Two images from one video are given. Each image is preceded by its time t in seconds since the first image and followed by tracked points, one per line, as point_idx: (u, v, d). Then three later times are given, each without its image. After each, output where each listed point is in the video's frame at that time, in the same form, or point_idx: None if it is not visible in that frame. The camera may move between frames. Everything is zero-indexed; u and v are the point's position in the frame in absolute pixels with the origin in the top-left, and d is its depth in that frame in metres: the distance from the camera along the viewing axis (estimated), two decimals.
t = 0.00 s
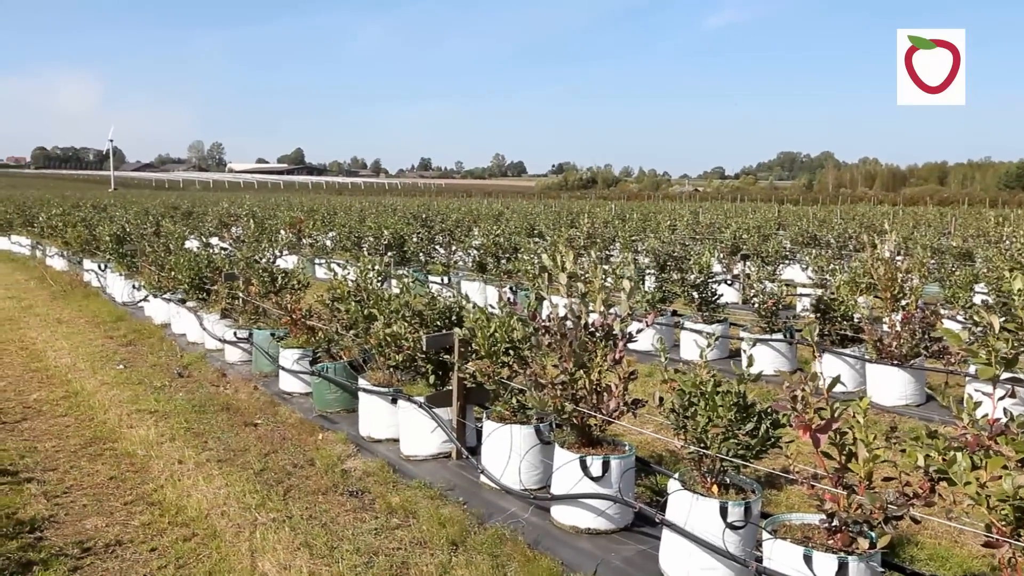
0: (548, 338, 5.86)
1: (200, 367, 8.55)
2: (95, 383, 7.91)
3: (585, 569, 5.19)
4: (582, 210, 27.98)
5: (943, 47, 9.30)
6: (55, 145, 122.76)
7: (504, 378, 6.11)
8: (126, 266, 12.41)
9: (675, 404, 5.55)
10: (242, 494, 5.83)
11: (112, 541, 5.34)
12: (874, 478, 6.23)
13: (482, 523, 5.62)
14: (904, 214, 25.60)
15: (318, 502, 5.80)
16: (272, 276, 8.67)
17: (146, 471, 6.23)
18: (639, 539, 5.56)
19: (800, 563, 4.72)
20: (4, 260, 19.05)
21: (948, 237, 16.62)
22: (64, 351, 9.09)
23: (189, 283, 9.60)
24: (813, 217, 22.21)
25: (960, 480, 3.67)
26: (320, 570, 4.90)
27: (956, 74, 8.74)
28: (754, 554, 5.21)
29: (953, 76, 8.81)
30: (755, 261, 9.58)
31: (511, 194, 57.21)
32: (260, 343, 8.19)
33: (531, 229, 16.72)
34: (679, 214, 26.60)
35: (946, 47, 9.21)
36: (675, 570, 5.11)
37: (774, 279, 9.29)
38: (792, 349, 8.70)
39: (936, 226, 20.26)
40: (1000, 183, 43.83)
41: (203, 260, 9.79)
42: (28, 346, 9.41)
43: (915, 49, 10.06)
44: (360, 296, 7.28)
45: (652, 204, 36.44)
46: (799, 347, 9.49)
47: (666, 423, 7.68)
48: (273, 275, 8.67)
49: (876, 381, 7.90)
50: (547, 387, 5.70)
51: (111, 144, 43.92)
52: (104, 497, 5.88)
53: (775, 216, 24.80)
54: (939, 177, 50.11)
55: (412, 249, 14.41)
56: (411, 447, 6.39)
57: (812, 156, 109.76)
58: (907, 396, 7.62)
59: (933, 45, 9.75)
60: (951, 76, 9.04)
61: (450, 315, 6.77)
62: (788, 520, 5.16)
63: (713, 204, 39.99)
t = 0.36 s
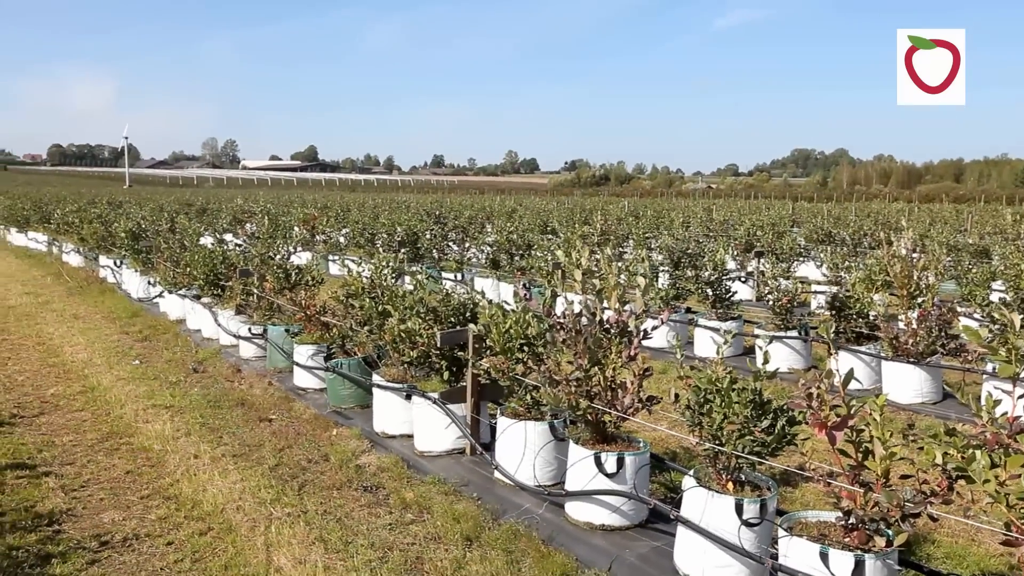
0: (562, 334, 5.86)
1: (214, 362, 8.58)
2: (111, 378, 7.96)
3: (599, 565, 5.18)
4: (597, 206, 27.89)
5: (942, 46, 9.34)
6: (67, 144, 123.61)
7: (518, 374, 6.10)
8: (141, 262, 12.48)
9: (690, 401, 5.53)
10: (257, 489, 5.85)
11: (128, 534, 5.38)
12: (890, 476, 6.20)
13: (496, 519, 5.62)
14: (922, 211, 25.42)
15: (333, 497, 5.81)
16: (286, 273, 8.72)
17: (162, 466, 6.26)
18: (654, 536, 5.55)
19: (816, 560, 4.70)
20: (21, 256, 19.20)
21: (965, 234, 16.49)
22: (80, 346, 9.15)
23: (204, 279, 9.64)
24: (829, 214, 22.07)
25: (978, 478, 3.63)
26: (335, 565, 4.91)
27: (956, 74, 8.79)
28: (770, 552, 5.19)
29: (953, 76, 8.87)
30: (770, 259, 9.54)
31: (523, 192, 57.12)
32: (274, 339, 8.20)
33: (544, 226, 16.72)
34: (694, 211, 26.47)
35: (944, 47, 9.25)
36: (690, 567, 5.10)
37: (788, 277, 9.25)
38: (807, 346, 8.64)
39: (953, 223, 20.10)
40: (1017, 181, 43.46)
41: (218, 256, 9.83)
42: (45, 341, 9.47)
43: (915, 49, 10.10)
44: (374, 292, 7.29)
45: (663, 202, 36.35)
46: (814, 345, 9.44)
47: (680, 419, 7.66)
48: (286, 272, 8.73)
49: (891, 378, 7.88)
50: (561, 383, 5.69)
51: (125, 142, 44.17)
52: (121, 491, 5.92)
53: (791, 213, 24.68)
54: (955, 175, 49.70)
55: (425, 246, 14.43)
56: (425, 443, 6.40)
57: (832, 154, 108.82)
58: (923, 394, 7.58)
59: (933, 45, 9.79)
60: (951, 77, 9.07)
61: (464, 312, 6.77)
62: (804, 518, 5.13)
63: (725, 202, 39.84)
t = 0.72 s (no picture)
0: (578, 330, 5.85)
1: (230, 356, 8.61)
2: (127, 372, 8.00)
3: (614, 562, 5.17)
4: (611, 202, 27.79)
5: (944, 47, 9.27)
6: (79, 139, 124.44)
7: (534, 370, 6.08)
8: (157, 256, 12.54)
9: (707, 397, 5.51)
10: (272, 483, 5.87)
11: (145, 527, 5.40)
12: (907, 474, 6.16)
13: (511, 515, 5.61)
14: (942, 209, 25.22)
15: (347, 491, 5.82)
16: (302, 267, 8.72)
17: (178, 459, 6.28)
18: (668, 533, 5.53)
19: (833, 558, 4.68)
20: (39, 250, 19.33)
21: (983, 232, 16.36)
22: (97, 340, 9.20)
23: (219, 274, 9.66)
24: (844, 211, 21.92)
25: (999, 478, 3.59)
26: (350, 559, 4.92)
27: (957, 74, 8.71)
28: (786, 550, 5.17)
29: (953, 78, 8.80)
30: (785, 255, 9.50)
31: (535, 188, 57.03)
32: (290, 333, 8.24)
33: (558, 222, 16.69)
34: (709, 206, 26.35)
35: (944, 47, 9.30)
36: (705, 564, 5.08)
37: (804, 274, 9.20)
38: (823, 344, 8.63)
39: (970, 220, 19.93)
40: None
41: (233, 251, 9.85)
42: (62, 334, 9.53)
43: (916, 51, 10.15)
44: (389, 287, 7.30)
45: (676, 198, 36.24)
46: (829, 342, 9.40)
47: (695, 416, 7.64)
48: (302, 266, 8.73)
49: (908, 376, 7.83)
50: (577, 379, 5.68)
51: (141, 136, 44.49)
52: (137, 484, 5.95)
53: (807, 209, 24.53)
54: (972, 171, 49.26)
55: (439, 241, 14.42)
56: (440, 438, 6.40)
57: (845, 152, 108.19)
58: (940, 392, 7.53)
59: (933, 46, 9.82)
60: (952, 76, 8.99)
61: (479, 307, 6.76)
62: (821, 516, 5.11)
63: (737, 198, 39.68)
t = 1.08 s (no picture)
0: (595, 331, 5.83)
1: (247, 355, 8.63)
2: (145, 369, 8.04)
3: (631, 564, 5.15)
4: (628, 203, 27.72)
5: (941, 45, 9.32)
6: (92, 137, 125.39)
7: (550, 371, 6.08)
8: (175, 255, 12.59)
9: (725, 400, 5.49)
10: (289, 481, 5.87)
11: (163, 524, 5.42)
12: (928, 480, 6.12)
13: (527, 516, 5.60)
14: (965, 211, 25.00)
15: (364, 491, 5.83)
16: (319, 266, 8.66)
17: (195, 457, 6.30)
18: (686, 535, 5.51)
19: (853, 563, 4.65)
20: (58, 247, 19.48)
21: (1005, 235, 16.22)
22: (115, 337, 9.25)
23: (237, 272, 9.68)
24: (864, 213, 21.78)
25: None
26: (366, 558, 4.92)
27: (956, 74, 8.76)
28: (804, 554, 5.14)
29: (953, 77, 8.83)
30: (802, 257, 9.45)
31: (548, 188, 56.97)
32: (306, 332, 8.23)
33: (574, 222, 16.68)
34: (726, 208, 26.24)
35: (944, 47, 9.35)
36: (723, 567, 5.06)
37: (822, 276, 9.15)
38: (841, 347, 8.57)
39: (990, 222, 19.77)
40: None
41: (251, 249, 9.87)
42: (81, 331, 9.59)
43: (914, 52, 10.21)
44: (406, 287, 7.30)
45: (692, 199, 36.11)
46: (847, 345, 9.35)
47: (712, 419, 7.62)
48: (319, 265, 8.66)
49: (927, 380, 7.86)
50: (594, 380, 5.66)
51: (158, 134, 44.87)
52: (155, 481, 5.97)
53: (825, 210, 24.41)
54: (991, 174, 48.86)
55: (456, 241, 14.44)
56: (456, 439, 6.40)
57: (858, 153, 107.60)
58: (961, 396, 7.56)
59: (931, 46, 9.90)
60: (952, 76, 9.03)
61: (496, 307, 6.75)
62: (840, 520, 5.08)
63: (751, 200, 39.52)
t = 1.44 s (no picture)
0: (613, 334, 5.82)
1: (264, 356, 8.66)
2: (163, 369, 8.08)
3: (648, 568, 5.12)
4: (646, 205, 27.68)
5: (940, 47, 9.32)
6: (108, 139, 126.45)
7: (568, 374, 6.07)
8: (193, 256, 12.66)
9: (744, 404, 5.45)
10: (306, 482, 5.88)
11: (181, 524, 5.44)
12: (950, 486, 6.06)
13: (544, 519, 5.58)
14: (989, 216, 24.72)
15: (380, 493, 5.83)
16: (336, 268, 8.74)
17: (213, 457, 6.32)
18: (703, 540, 5.48)
19: (874, 570, 4.60)
20: (77, 247, 19.65)
21: None
22: (134, 338, 9.31)
23: (254, 274, 9.73)
24: (883, 216, 21.65)
25: None
26: (383, 560, 4.92)
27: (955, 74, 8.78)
28: (824, 560, 5.09)
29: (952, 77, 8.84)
30: (820, 261, 9.39)
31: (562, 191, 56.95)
32: (324, 333, 8.26)
33: (591, 225, 16.66)
34: (744, 211, 26.15)
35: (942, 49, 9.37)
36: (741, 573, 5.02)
37: (840, 280, 9.10)
38: (860, 351, 8.52)
39: (1012, 227, 19.61)
40: None
41: (268, 251, 9.91)
42: (100, 331, 9.66)
43: (914, 52, 10.18)
44: (423, 289, 7.31)
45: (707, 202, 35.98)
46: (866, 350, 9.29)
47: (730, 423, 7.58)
48: (337, 267, 8.75)
49: (947, 386, 7.74)
50: (612, 384, 5.64)
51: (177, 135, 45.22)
52: (174, 481, 5.99)
53: (844, 214, 24.27)
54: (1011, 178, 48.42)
55: (472, 243, 14.46)
56: (472, 441, 6.40)
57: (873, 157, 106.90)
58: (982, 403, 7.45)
59: (931, 47, 9.88)
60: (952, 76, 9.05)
61: (514, 310, 6.74)
62: (861, 527, 5.04)
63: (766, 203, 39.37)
